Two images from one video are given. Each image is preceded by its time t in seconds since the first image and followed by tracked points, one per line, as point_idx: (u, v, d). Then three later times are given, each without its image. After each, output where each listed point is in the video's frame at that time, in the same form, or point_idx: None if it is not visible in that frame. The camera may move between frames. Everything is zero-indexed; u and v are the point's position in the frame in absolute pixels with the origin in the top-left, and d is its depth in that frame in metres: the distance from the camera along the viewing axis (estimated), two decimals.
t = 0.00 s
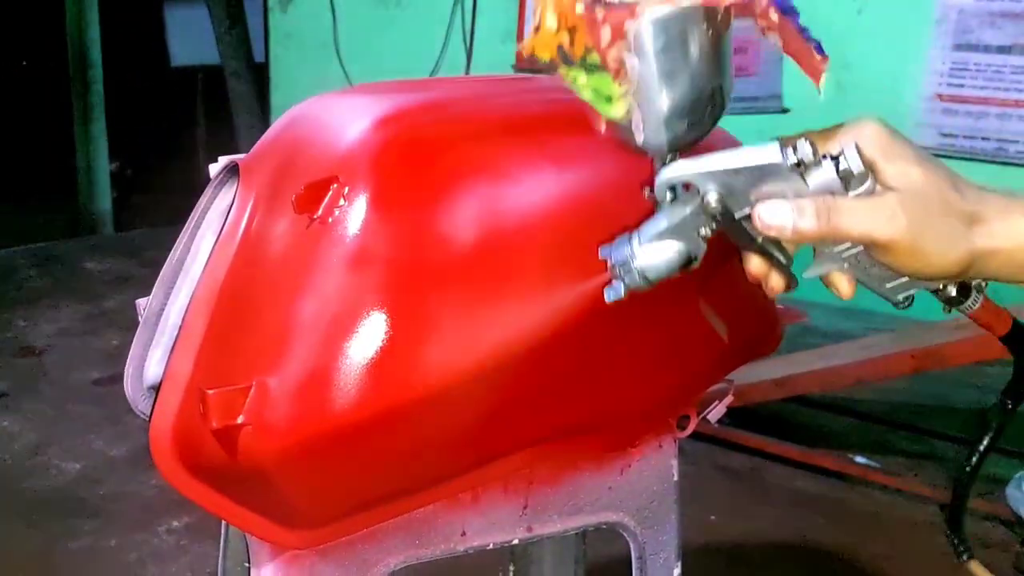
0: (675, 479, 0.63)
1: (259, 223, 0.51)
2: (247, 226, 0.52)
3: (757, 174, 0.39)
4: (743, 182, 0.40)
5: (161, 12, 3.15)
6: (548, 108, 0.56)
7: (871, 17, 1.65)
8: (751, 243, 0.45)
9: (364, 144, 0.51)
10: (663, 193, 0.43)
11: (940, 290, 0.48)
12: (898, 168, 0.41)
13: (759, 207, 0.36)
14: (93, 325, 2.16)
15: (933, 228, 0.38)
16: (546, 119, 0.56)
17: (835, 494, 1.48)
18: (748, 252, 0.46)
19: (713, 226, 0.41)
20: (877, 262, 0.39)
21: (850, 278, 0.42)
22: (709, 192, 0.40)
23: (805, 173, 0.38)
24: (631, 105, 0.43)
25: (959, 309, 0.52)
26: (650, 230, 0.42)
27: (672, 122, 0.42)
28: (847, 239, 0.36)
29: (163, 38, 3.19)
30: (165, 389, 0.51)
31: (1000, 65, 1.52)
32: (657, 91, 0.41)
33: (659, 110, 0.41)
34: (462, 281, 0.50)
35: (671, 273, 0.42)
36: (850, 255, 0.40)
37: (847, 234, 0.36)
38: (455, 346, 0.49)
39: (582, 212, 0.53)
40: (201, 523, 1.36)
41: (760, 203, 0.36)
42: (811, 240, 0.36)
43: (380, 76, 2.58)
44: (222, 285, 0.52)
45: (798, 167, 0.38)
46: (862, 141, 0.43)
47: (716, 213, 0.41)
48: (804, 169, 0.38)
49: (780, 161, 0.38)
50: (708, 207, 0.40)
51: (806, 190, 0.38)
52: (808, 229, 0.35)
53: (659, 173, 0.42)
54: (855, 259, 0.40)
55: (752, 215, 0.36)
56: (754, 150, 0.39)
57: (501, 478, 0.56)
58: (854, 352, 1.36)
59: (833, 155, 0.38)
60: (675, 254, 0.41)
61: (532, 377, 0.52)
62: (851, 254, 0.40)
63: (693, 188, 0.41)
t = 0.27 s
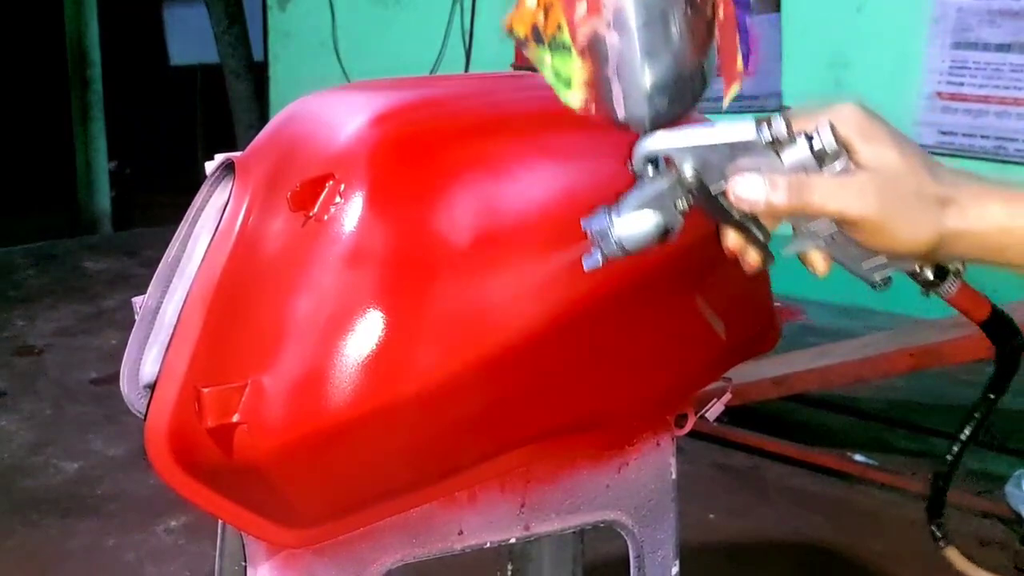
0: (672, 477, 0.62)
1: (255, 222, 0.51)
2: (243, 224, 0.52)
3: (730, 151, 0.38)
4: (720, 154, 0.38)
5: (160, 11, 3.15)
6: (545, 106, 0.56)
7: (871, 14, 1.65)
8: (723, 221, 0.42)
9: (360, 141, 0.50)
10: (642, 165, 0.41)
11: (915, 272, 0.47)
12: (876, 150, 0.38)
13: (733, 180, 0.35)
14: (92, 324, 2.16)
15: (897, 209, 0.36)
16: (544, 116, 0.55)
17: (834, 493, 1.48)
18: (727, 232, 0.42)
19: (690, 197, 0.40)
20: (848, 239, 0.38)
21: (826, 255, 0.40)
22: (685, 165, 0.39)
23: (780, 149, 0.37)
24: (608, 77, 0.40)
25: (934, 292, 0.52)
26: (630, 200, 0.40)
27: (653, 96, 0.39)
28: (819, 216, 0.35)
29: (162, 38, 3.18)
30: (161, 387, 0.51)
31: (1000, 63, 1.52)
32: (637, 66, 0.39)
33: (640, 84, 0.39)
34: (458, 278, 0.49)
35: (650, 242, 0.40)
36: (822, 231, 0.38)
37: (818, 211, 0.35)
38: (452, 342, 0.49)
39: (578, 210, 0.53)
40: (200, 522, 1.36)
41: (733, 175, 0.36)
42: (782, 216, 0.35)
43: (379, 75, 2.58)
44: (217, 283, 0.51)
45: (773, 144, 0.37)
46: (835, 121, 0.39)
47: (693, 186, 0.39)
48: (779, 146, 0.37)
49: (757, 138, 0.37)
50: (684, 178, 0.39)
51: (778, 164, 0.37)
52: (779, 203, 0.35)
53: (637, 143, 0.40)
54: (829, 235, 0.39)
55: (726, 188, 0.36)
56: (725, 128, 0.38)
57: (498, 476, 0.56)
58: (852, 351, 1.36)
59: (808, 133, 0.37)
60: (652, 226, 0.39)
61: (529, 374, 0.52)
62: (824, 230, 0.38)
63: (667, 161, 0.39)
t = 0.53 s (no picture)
0: (672, 477, 0.62)
1: (253, 223, 0.51)
2: (240, 225, 0.51)
3: (726, 21, 0.40)
4: (716, 24, 0.40)
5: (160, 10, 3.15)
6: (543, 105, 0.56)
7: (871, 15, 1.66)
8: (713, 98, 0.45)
9: (358, 141, 0.50)
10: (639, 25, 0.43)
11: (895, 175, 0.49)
12: (865, 37, 0.41)
13: (724, 50, 0.37)
14: (91, 324, 2.16)
15: (883, 100, 0.38)
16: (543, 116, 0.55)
17: (834, 492, 1.48)
18: (717, 109, 0.45)
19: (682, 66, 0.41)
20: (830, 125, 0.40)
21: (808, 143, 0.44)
22: (679, 31, 0.41)
23: (774, 23, 0.40)
24: None
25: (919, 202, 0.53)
26: (623, 64, 0.42)
27: None
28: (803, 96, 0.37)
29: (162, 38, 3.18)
30: (159, 387, 0.51)
31: (1000, 61, 1.52)
32: None
33: None
34: (456, 278, 0.49)
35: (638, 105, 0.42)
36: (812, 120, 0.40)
37: (800, 89, 0.36)
38: (450, 342, 0.49)
39: (577, 211, 0.52)
40: (199, 523, 1.36)
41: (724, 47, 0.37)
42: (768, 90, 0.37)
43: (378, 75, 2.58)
44: (215, 283, 0.51)
45: (766, 14, 0.40)
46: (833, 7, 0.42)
47: (683, 51, 0.41)
48: (774, 19, 0.40)
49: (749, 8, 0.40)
50: (676, 44, 0.41)
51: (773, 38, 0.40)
52: (763, 77, 0.36)
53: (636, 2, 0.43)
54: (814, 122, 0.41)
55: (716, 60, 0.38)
56: None
57: (497, 477, 0.55)
58: (853, 350, 1.36)
59: (805, 11, 0.40)
60: (643, 90, 0.41)
61: (528, 375, 0.52)
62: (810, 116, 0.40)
63: (664, 26, 0.41)
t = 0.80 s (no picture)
0: (670, 479, 0.62)
1: (251, 224, 0.51)
2: (238, 227, 0.52)
3: None
4: None
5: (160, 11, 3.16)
6: (542, 106, 0.56)
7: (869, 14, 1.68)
8: (741, 60, 0.35)
9: (355, 142, 0.50)
10: None
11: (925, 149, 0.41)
12: None
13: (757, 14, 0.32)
14: (91, 325, 2.16)
15: (914, 77, 0.32)
16: (541, 117, 0.55)
17: (834, 492, 1.48)
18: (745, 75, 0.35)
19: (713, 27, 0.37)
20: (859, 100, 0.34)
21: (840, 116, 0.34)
22: None
23: None
24: None
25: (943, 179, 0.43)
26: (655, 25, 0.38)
27: None
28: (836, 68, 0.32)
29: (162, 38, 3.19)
30: (157, 389, 0.51)
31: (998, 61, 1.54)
32: None
33: None
34: (454, 280, 0.49)
35: (665, 69, 0.38)
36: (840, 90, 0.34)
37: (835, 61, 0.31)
38: (447, 345, 0.49)
39: (575, 212, 0.52)
40: (199, 524, 1.36)
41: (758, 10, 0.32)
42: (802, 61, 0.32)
43: (378, 75, 2.57)
44: (213, 285, 0.51)
45: None
46: None
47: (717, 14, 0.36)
48: None
49: None
50: (710, 8, 0.36)
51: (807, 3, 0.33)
52: (798, 46, 0.31)
53: None
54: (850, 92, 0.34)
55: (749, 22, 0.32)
56: None
57: (495, 478, 0.56)
58: (853, 350, 1.36)
59: None
60: (671, 55, 0.37)
61: (526, 376, 0.52)
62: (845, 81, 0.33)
63: None
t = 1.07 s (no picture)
0: (668, 478, 0.62)
1: (248, 223, 0.51)
2: (235, 226, 0.52)
3: (745, 115, 0.36)
4: (736, 115, 0.36)
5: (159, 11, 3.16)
6: (540, 106, 0.56)
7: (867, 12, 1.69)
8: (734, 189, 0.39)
9: (352, 142, 0.50)
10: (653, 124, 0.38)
11: (921, 247, 0.41)
12: (890, 112, 0.36)
13: (749, 143, 0.34)
14: (90, 324, 2.16)
15: (913, 181, 0.34)
16: (539, 116, 0.55)
17: (833, 492, 1.48)
18: (738, 202, 0.39)
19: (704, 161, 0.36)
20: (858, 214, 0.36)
21: (834, 226, 0.36)
22: (699, 128, 0.36)
23: (798, 114, 0.36)
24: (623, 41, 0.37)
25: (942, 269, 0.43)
26: (639, 167, 0.37)
27: (669, 58, 0.37)
28: (834, 185, 0.34)
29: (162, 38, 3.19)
30: (153, 388, 0.51)
31: (997, 61, 1.56)
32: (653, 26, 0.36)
33: (654, 45, 0.36)
34: (450, 279, 0.49)
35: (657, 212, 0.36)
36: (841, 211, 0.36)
37: (833, 178, 0.33)
38: (445, 345, 0.49)
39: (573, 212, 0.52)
40: (198, 524, 1.36)
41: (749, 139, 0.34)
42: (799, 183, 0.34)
43: (378, 75, 2.57)
44: (210, 285, 0.51)
45: (790, 107, 0.36)
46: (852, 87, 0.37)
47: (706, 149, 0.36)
48: (797, 110, 0.36)
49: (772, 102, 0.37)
50: (698, 143, 0.36)
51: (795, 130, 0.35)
52: (794, 170, 0.33)
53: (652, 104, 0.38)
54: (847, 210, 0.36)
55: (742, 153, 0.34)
56: (746, 88, 0.37)
57: (492, 477, 0.56)
58: (850, 349, 1.36)
59: (828, 97, 0.37)
60: (662, 193, 0.35)
61: (523, 376, 0.52)
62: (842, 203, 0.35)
63: (681, 123, 0.37)
